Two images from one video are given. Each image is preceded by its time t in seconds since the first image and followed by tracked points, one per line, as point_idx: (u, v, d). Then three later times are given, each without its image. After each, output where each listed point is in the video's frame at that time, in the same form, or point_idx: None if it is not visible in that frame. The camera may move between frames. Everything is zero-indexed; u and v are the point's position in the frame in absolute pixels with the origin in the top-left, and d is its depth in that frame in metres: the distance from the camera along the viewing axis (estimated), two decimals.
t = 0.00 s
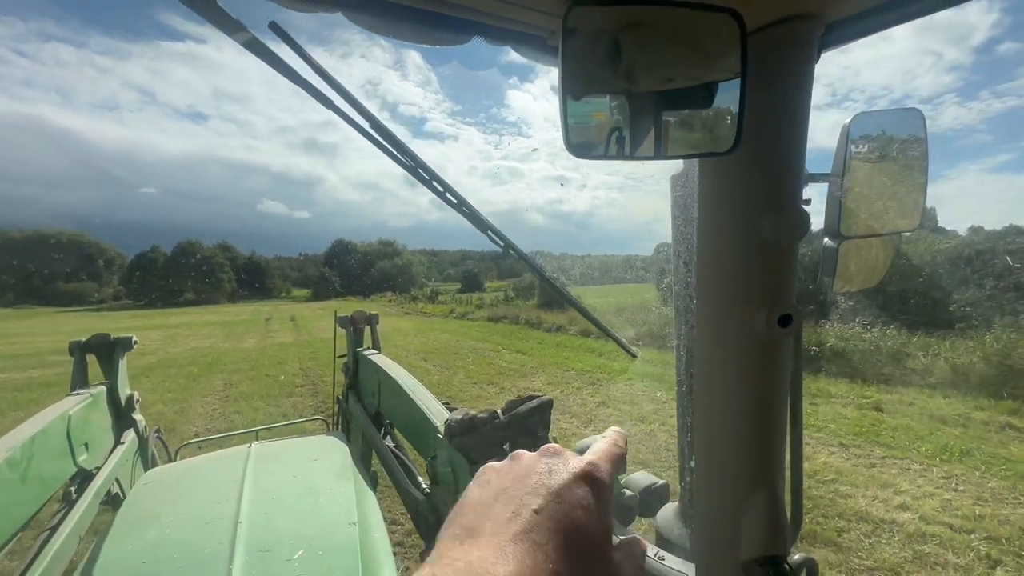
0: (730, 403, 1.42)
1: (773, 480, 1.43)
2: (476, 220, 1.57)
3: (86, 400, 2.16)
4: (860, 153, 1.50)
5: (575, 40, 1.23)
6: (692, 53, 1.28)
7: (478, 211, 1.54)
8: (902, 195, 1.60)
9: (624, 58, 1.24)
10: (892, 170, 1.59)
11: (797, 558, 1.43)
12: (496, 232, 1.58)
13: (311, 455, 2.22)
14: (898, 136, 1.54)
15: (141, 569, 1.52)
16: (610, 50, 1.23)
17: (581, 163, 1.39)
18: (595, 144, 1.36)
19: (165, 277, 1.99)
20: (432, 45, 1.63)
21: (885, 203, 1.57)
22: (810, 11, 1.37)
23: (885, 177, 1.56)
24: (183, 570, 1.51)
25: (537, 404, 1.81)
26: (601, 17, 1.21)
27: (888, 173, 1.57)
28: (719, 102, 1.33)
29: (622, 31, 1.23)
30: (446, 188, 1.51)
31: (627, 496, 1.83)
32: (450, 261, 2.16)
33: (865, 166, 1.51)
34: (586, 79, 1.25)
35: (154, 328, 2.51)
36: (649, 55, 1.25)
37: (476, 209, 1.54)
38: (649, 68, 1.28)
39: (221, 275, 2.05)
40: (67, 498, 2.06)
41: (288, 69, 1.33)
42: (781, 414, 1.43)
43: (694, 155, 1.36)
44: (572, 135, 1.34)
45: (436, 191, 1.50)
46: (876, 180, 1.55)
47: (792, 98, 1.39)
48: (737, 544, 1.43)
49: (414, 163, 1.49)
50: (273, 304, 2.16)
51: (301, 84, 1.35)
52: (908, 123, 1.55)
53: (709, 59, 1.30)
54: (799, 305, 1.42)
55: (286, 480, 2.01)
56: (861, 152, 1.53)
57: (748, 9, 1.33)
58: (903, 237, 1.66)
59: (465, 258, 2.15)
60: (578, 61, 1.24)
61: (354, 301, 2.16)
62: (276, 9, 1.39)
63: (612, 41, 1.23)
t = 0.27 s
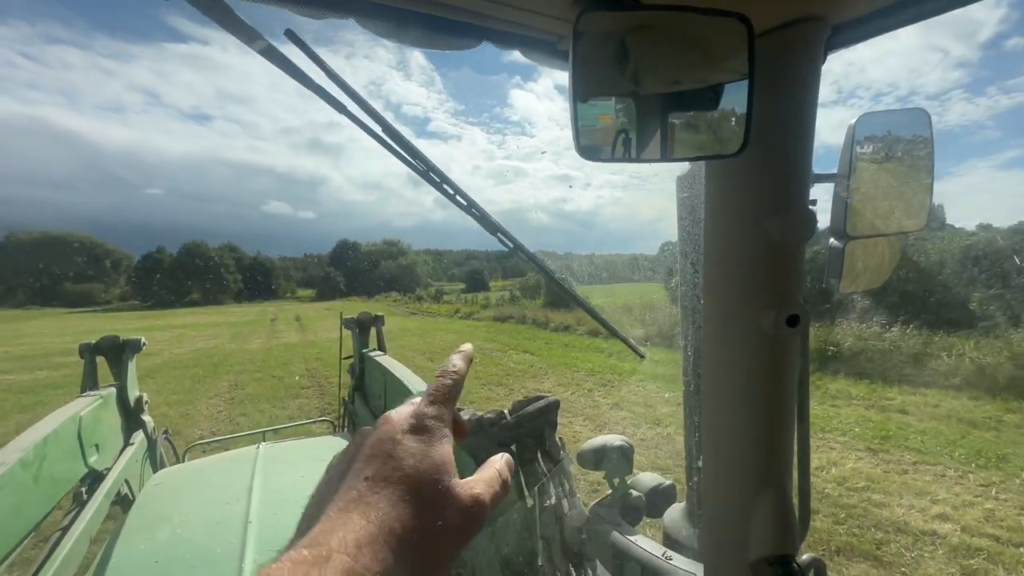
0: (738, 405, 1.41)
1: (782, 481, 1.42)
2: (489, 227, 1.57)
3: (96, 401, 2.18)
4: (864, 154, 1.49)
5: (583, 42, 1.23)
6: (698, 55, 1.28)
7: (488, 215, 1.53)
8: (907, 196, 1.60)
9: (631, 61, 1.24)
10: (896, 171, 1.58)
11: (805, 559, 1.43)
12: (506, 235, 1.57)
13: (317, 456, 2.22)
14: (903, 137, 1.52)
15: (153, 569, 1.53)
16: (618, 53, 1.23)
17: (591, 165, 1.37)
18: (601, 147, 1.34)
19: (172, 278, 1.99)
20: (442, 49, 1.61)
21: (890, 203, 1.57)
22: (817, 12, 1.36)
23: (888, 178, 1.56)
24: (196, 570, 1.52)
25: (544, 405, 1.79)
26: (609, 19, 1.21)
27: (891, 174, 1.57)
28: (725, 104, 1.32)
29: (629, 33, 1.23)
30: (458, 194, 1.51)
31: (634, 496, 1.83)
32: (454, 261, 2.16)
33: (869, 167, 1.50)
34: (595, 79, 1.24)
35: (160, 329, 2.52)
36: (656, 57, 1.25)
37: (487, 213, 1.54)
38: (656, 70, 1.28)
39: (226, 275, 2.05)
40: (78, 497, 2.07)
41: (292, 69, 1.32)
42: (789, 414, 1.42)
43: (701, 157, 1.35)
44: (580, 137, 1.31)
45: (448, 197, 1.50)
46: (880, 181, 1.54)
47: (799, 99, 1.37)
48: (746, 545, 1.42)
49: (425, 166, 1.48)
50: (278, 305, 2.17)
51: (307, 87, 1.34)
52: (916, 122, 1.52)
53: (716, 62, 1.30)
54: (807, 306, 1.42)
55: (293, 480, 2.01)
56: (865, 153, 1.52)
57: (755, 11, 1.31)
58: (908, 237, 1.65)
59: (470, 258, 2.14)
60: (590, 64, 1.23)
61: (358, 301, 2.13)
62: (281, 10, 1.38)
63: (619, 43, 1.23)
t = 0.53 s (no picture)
0: (747, 406, 1.40)
1: (793, 483, 1.41)
2: (494, 227, 1.57)
3: (104, 403, 2.19)
4: (874, 153, 1.47)
5: (591, 41, 1.22)
6: (707, 54, 1.27)
7: (495, 216, 1.53)
8: (918, 194, 1.58)
9: (638, 60, 1.23)
10: (906, 169, 1.56)
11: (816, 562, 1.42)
12: (512, 235, 1.59)
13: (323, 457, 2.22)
14: (913, 135, 1.51)
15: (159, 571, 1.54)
16: (625, 52, 1.22)
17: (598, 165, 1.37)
18: (607, 147, 1.34)
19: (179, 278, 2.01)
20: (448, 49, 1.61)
21: (901, 202, 1.55)
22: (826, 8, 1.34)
23: (899, 177, 1.54)
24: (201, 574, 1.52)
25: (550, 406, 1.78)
26: (617, 18, 1.20)
27: (902, 172, 1.55)
28: (734, 103, 1.31)
29: (637, 32, 1.22)
30: (463, 193, 1.51)
31: (641, 499, 1.83)
32: (459, 260, 2.16)
33: (879, 165, 1.48)
34: (602, 79, 1.23)
35: (167, 331, 2.54)
36: (664, 56, 1.24)
37: (493, 213, 1.54)
38: (664, 69, 1.26)
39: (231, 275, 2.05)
40: (87, 499, 2.09)
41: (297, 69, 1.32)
42: (800, 415, 1.41)
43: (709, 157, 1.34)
44: (589, 139, 1.32)
45: (455, 197, 1.50)
46: (891, 180, 1.52)
47: (810, 98, 1.36)
48: (757, 547, 1.41)
49: (431, 167, 1.48)
50: (284, 306, 2.17)
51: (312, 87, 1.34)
52: (925, 119, 1.50)
53: (725, 60, 1.29)
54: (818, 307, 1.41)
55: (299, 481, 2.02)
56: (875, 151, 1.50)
57: (765, 8, 1.29)
58: (919, 236, 1.63)
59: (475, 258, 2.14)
60: (597, 63, 1.22)
61: (364, 302, 2.14)
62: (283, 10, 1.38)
63: (627, 42, 1.22)
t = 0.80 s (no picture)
0: (751, 403, 1.40)
1: (799, 483, 1.40)
2: (493, 224, 1.57)
3: (107, 404, 2.20)
4: (880, 150, 1.46)
5: (591, 38, 1.22)
6: (709, 49, 1.26)
7: (493, 215, 1.53)
8: (924, 191, 1.57)
9: (639, 57, 1.22)
10: (912, 166, 1.55)
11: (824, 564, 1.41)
12: (511, 233, 1.59)
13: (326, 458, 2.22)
14: (919, 132, 1.50)
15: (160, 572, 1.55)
16: (625, 48, 1.21)
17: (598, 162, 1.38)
18: (608, 145, 1.33)
19: (183, 278, 2.02)
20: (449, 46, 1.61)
21: (908, 199, 1.53)
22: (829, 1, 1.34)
23: (906, 173, 1.52)
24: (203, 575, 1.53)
25: (554, 407, 1.79)
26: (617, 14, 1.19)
27: (909, 169, 1.53)
28: (736, 100, 1.30)
29: (637, 28, 1.21)
30: (461, 192, 1.51)
31: (645, 500, 1.82)
32: (463, 260, 2.15)
33: (886, 162, 1.47)
34: (602, 77, 1.22)
35: (172, 331, 2.55)
36: (665, 53, 1.23)
37: (492, 212, 1.54)
38: (665, 65, 1.25)
39: (234, 275, 2.06)
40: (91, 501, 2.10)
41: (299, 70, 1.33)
42: (805, 414, 1.40)
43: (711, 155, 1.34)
44: (589, 137, 1.33)
45: (449, 194, 1.50)
46: (898, 177, 1.50)
47: (815, 94, 1.35)
48: (763, 548, 1.40)
49: (429, 166, 1.48)
50: (287, 305, 2.18)
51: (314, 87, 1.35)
52: (929, 115, 1.50)
53: (727, 55, 1.27)
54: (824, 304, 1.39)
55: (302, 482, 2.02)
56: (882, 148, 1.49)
57: (766, 1, 1.28)
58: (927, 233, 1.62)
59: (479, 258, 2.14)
60: (595, 58, 1.22)
61: (368, 302, 2.15)
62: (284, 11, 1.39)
63: (627, 39, 1.21)
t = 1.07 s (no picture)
0: (758, 402, 1.39)
1: (807, 483, 1.39)
2: (503, 221, 1.56)
3: (110, 403, 2.20)
4: (884, 152, 1.45)
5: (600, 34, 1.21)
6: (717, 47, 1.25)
7: (502, 211, 1.52)
8: (928, 192, 1.56)
9: (647, 54, 1.21)
10: (916, 166, 1.54)
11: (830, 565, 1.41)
12: (519, 230, 1.58)
13: (328, 458, 2.22)
14: (923, 133, 1.49)
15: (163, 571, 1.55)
16: (634, 46, 1.21)
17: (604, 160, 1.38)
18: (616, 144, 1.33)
19: (185, 278, 2.02)
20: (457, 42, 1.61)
21: (913, 200, 1.52)
22: None
23: (909, 174, 1.51)
24: (207, 574, 1.53)
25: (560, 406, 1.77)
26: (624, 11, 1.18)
27: (913, 170, 1.52)
28: (743, 99, 1.29)
29: (646, 25, 1.20)
30: (470, 187, 1.50)
31: (647, 500, 1.81)
32: (464, 259, 2.14)
33: (890, 163, 1.46)
34: (609, 76, 1.23)
35: (174, 331, 2.55)
36: (673, 50, 1.22)
37: (500, 208, 1.53)
38: (672, 63, 1.25)
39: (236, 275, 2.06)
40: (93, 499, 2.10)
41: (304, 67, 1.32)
42: (814, 413, 1.39)
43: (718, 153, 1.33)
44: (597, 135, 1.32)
45: (460, 190, 1.49)
46: (902, 177, 1.50)
47: (824, 92, 1.34)
48: (770, 548, 1.39)
49: (438, 162, 1.47)
50: (290, 305, 2.17)
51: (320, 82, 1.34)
52: (933, 114, 1.49)
53: (736, 53, 1.26)
54: (834, 303, 1.39)
55: (305, 482, 2.02)
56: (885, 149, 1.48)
57: None
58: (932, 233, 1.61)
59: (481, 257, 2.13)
60: (604, 56, 1.21)
61: (369, 302, 2.15)
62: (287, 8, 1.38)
63: (636, 36, 1.21)
